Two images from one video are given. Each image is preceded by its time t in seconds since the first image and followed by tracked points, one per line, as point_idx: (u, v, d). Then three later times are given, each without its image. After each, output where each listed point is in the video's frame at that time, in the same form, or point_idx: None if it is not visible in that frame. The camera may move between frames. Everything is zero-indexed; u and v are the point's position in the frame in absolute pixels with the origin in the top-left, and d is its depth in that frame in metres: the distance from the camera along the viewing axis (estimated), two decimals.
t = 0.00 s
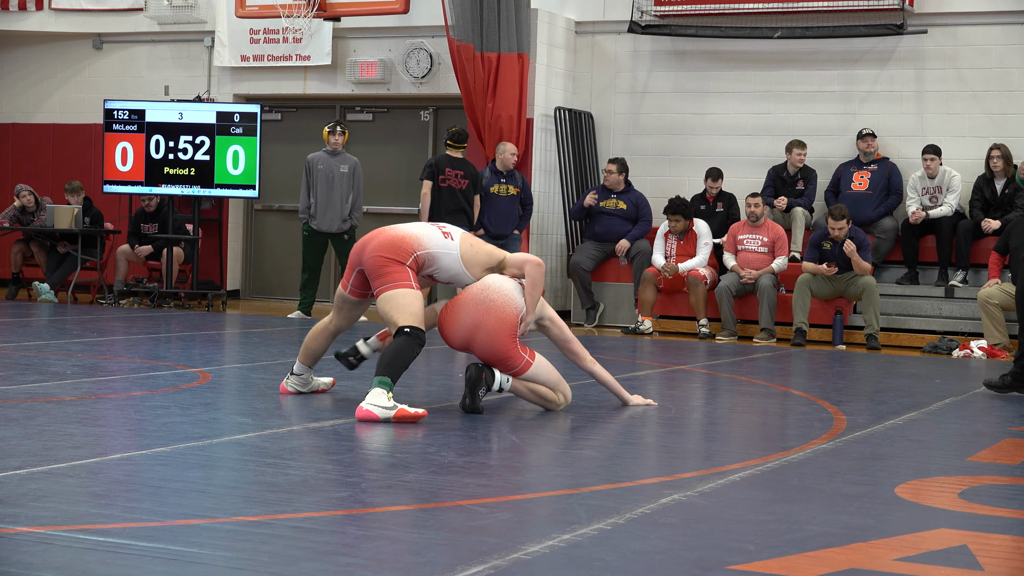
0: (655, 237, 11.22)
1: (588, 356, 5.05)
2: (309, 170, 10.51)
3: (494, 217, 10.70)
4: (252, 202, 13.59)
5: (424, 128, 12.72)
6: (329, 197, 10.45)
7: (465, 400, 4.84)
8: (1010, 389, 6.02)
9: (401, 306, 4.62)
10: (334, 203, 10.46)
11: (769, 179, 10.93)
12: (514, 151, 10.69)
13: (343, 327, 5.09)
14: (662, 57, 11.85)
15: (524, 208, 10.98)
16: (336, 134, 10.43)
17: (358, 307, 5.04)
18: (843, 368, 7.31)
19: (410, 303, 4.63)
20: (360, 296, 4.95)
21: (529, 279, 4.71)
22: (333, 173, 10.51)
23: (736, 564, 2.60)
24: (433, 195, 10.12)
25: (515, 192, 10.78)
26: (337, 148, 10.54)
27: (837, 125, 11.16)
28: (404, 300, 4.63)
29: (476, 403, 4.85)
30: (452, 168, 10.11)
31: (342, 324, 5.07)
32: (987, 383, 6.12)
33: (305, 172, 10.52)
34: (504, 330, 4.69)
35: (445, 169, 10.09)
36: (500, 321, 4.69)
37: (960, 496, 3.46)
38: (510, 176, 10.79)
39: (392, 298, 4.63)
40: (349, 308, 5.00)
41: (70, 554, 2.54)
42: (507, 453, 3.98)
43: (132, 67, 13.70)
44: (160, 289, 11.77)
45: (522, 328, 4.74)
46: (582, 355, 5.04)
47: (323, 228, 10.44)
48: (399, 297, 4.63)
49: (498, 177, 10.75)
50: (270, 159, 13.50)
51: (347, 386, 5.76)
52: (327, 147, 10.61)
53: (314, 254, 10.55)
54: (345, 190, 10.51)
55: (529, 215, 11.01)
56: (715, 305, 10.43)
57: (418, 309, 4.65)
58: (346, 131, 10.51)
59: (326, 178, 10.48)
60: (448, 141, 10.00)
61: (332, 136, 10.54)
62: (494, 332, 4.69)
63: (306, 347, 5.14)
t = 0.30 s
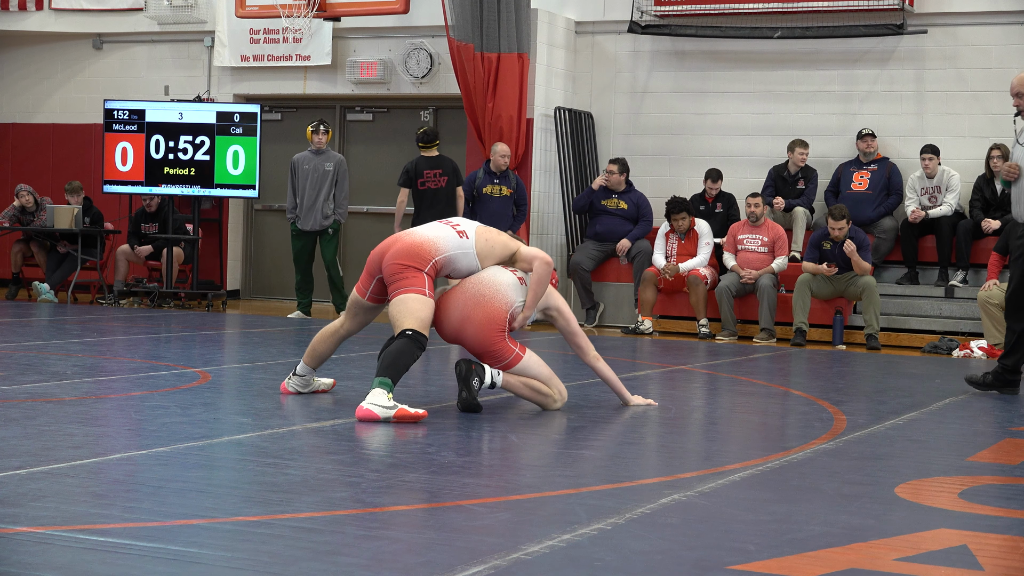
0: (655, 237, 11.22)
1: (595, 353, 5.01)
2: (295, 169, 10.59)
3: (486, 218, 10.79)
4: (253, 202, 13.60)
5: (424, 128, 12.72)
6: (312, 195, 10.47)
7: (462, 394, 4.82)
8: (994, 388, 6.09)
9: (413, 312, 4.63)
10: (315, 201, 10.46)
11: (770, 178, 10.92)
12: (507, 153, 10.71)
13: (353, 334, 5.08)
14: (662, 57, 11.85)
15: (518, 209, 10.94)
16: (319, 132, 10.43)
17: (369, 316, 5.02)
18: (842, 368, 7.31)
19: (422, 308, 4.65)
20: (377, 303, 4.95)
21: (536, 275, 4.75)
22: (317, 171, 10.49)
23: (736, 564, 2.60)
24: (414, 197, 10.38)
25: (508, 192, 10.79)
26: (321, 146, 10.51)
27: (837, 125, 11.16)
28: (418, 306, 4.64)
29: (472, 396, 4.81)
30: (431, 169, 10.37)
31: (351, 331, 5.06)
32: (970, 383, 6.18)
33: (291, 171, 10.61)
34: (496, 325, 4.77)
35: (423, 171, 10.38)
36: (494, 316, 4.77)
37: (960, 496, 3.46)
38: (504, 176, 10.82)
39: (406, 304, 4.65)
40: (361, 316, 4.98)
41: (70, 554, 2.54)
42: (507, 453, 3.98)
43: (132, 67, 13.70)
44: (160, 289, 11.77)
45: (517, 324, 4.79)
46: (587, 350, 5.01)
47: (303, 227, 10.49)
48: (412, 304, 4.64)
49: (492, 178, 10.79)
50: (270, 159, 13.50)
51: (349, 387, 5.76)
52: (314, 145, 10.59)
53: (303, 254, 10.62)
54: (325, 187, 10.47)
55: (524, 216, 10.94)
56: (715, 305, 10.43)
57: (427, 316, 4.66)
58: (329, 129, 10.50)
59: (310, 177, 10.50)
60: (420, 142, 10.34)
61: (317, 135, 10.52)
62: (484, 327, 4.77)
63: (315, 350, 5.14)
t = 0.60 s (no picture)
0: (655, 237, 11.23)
1: (597, 349, 4.99)
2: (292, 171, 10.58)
3: (485, 218, 10.81)
4: (252, 202, 13.60)
5: (424, 128, 12.72)
6: (311, 196, 10.48)
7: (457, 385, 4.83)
8: (991, 389, 6.13)
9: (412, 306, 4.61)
10: (314, 201, 10.47)
11: (771, 178, 10.93)
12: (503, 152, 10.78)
13: (350, 330, 5.05)
14: (662, 57, 11.85)
15: (518, 208, 10.88)
16: (315, 131, 10.45)
17: (368, 311, 5.01)
18: (842, 368, 7.31)
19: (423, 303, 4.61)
20: (377, 298, 4.96)
21: (528, 273, 4.76)
22: (314, 172, 10.50)
23: (736, 564, 2.60)
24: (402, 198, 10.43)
25: (506, 192, 10.79)
26: (317, 146, 10.52)
27: (837, 125, 11.17)
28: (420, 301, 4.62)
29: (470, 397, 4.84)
30: (419, 170, 10.44)
31: (348, 326, 5.03)
32: (966, 388, 6.20)
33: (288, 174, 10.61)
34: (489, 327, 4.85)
35: (412, 172, 10.44)
36: (488, 312, 4.85)
37: (960, 496, 3.46)
38: (503, 176, 10.83)
39: (408, 298, 4.62)
40: (359, 310, 4.97)
41: (71, 555, 2.54)
42: (508, 453, 3.99)
43: (132, 67, 13.70)
44: (160, 289, 11.77)
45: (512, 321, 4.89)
46: (590, 347, 5.00)
47: (307, 230, 10.47)
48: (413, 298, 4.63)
49: (490, 179, 10.81)
50: (269, 159, 13.50)
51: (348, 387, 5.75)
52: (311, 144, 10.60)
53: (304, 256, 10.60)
54: (325, 186, 10.48)
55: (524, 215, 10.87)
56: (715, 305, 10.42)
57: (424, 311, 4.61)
58: (325, 129, 10.50)
59: (309, 178, 10.49)
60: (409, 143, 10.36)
61: (314, 135, 10.51)
62: (479, 324, 4.85)
63: (313, 347, 5.11)
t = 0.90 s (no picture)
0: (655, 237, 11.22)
1: (597, 347, 4.99)
2: (304, 171, 10.48)
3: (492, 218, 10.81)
4: (253, 202, 13.59)
5: (424, 128, 12.71)
6: (324, 199, 10.46)
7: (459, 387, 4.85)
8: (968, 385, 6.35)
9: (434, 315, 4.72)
10: (326, 204, 10.45)
11: (770, 178, 10.93)
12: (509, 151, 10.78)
13: (356, 328, 5.06)
14: (662, 57, 11.85)
15: (525, 208, 10.91)
16: (332, 134, 10.35)
17: (376, 309, 5.05)
18: (842, 368, 7.31)
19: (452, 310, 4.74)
20: (386, 295, 5.00)
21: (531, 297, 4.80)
22: (329, 175, 10.47)
23: (736, 564, 2.60)
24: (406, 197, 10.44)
25: (512, 191, 10.81)
26: (332, 149, 10.47)
27: (837, 125, 11.17)
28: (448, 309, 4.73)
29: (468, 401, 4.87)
30: (425, 170, 10.48)
31: (355, 325, 5.03)
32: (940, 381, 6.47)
33: (300, 173, 10.49)
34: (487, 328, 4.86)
35: (417, 172, 10.46)
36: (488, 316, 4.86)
37: (960, 496, 3.46)
38: (509, 175, 10.84)
39: (435, 309, 4.72)
40: (366, 308, 5.00)
41: (70, 555, 2.54)
42: (508, 452, 3.99)
43: (132, 67, 13.69)
44: (159, 289, 11.77)
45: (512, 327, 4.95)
46: (590, 347, 4.99)
47: (315, 232, 10.45)
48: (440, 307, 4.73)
49: (496, 178, 10.85)
50: (270, 159, 13.50)
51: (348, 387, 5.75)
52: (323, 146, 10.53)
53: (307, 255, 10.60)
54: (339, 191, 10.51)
55: (531, 214, 10.88)
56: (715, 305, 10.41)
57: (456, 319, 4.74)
58: (343, 132, 10.44)
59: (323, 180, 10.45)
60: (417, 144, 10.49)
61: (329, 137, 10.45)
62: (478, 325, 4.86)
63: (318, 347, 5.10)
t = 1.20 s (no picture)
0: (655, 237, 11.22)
1: (560, 344, 4.93)
2: (319, 167, 10.34)
3: (501, 218, 10.81)
4: (253, 202, 13.59)
5: (424, 128, 12.71)
6: (342, 194, 10.38)
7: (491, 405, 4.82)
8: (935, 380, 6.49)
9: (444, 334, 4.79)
10: (341, 200, 10.37)
11: (769, 179, 10.94)
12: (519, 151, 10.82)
13: (363, 334, 5.08)
14: (662, 57, 11.85)
15: (535, 207, 10.89)
16: (349, 130, 10.32)
17: (381, 317, 5.04)
18: (843, 368, 7.30)
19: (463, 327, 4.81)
20: (392, 303, 5.00)
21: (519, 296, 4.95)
22: (343, 171, 10.41)
23: (735, 564, 2.60)
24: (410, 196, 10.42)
25: (522, 191, 10.81)
26: (347, 145, 10.43)
27: (837, 125, 11.17)
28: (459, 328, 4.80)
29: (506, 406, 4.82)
30: (425, 170, 10.52)
31: (362, 331, 5.06)
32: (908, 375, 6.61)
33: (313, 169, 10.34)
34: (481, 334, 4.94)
35: (419, 171, 10.48)
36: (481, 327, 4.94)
37: (960, 496, 3.46)
38: (518, 175, 10.86)
39: (439, 329, 4.79)
40: (372, 315, 5.00)
41: (70, 554, 2.54)
42: (509, 452, 3.99)
43: (132, 67, 13.69)
44: (160, 289, 11.77)
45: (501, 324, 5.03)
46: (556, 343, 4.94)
47: (334, 227, 10.34)
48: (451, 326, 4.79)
49: (505, 178, 10.86)
50: (270, 159, 13.50)
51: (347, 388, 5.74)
52: (338, 142, 10.47)
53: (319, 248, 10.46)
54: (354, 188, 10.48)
55: (541, 214, 10.88)
56: (715, 305, 10.41)
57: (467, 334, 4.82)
58: (357, 128, 10.41)
59: (339, 176, 10.38)
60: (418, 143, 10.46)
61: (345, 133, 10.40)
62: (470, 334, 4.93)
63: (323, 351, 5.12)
